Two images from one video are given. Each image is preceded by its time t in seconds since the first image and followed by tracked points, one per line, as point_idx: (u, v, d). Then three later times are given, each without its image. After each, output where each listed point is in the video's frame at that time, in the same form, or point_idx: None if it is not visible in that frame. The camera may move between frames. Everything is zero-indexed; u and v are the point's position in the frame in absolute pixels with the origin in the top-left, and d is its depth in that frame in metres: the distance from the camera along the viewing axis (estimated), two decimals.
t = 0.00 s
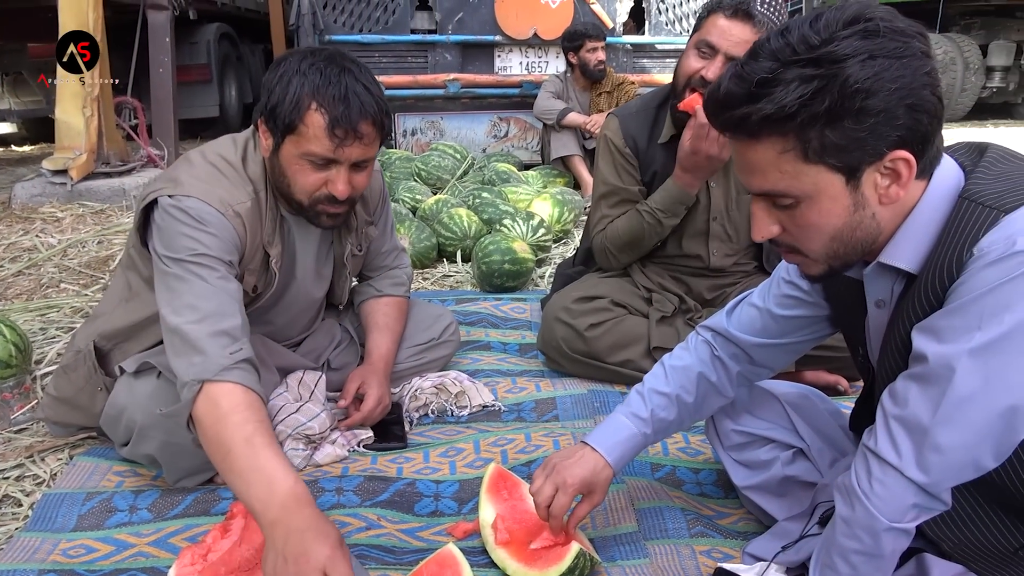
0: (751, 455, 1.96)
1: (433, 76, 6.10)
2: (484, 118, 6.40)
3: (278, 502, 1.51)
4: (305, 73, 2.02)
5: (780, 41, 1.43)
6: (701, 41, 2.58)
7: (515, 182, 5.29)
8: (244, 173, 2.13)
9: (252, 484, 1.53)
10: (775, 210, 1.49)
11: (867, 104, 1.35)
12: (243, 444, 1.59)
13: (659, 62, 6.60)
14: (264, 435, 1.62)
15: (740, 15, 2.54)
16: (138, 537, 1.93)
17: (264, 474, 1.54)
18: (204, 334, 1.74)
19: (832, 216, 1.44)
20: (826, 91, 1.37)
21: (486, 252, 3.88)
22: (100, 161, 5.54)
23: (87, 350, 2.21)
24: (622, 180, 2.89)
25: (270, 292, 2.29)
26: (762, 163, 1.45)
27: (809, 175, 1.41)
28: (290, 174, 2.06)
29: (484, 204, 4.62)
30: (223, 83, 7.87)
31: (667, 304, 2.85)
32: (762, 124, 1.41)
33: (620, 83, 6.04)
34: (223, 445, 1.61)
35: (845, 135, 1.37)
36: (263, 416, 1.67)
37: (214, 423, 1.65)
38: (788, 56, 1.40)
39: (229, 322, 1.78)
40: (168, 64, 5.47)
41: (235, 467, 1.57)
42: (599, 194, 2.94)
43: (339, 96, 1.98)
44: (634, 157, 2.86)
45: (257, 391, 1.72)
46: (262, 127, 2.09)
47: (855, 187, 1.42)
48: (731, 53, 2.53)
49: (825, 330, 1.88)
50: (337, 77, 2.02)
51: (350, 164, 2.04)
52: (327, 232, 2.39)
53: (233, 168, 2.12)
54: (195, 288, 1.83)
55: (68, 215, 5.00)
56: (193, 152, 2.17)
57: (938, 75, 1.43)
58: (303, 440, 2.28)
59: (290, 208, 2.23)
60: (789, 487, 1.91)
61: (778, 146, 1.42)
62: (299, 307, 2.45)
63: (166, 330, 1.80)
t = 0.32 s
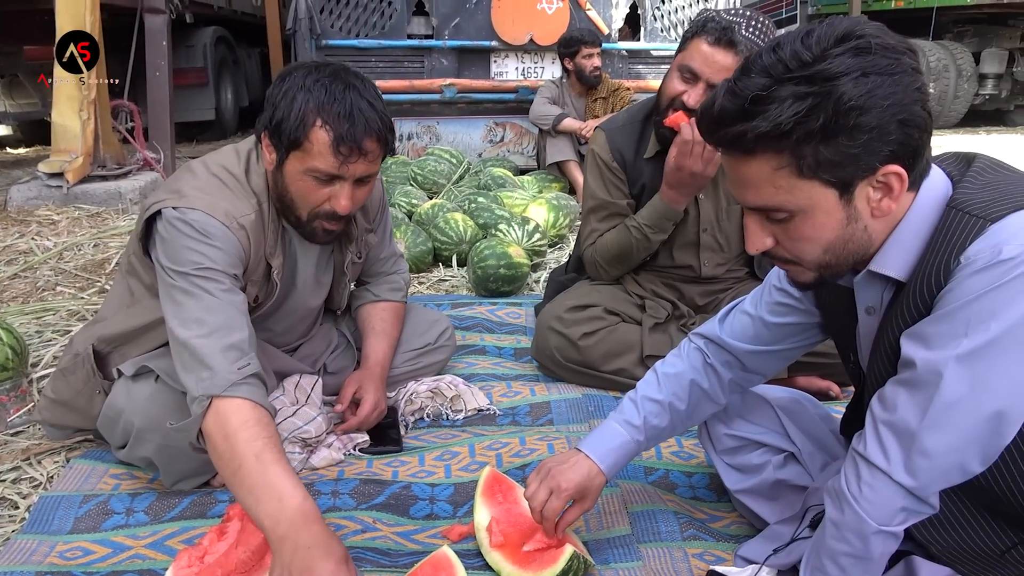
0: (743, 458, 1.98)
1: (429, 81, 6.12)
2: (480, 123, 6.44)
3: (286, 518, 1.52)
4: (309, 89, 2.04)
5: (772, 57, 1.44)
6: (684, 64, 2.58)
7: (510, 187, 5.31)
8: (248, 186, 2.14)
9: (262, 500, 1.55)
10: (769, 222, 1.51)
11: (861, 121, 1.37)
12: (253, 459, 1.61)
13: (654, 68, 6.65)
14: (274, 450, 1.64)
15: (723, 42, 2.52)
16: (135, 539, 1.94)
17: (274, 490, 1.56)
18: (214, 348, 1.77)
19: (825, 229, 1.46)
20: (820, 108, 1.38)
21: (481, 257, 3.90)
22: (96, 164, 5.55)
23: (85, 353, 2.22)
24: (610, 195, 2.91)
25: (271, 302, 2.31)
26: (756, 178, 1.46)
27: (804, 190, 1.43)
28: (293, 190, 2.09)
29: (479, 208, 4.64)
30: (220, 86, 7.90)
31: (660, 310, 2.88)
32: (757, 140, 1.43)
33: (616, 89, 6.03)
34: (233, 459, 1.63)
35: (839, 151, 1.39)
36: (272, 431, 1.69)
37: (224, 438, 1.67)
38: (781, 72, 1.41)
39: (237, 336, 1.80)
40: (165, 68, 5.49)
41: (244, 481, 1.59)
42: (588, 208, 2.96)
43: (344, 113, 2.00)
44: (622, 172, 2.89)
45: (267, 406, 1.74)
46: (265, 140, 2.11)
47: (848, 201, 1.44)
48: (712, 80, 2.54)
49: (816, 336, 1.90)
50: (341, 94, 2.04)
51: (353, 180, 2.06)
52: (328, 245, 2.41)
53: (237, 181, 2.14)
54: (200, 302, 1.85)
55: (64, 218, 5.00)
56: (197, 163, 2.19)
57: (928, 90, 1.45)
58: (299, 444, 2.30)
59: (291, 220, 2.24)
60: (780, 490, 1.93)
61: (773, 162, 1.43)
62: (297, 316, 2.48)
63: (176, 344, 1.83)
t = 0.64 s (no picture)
0: (732, 461, 2.02)
1: (425, 86, 6.19)
2: (474, 128, 6.48)
3: (271, 521, 1.54)
4: (307, 97, 2.07)
5: (762, 69, 1.48)
6: (664, 81, 2.63)
7: (504, 192, 5.35)
8: (245, 190, 2.17)
9: (251, 502, 1.57)
10: (758, 231, 1.54)
11: (848, 134, 1.41)
12: (240, 462, 1.64)
13: (648, 75, 6.71)
14: (261, 454, 1.66)
15: (701, 58, 2.56)
16: (132, 539, 1.96)
17: (260, 493, 1.58)
18: (205, 353, 1.80)
19: (812, 238, 1.50)
20: (809, 121, 1.42)
21: (475, 261, 3.93)
22: (91, 166, 5.56)
23: (83, 355, 2.24)
24: (596, 206, 2.96)
25: (268, 304, 2.34)
26: (746, 188, 1.50)
27: (792, 201, 1.47)
28: (291, 195, 2.11)
29: (473, 213, 4.68)
30: (214, 89, 7.91)
31: (652, 315, 2.91)
32: (747, 151, 1.46)
33: (609, 96, 6.11)
34: (223, 462, 1.66)
35: (827, 163, 1.42)
36: (260, 434, 1.73)
37: (214, 443, 1.71)
38: (771, 85, 1.45)
39: (230, 341, 1.83)
40: (161, 71, 5.50)
41: (232, 483, 1.62)
42: (574, 220, 3.02)
43: (341, 121, 2.02)
44: (607, 183, 2.92)
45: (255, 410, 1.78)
46: (263, 145, 2.13)
47: (835, 211, 1.48)
48: (693, 95, 2.59)
49: (805, 341, 1.94)
50: (338, 102, 2.07)
51: (351, 186, 2.09)
52: (324, 248, 2.44)
53: (235, 185, 2.17)
54: (196, 305, 1.87)
55: (59, 220, 5.01)
56: (195, 168, 2.22)
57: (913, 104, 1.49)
58: (294, 445, 2.33)
59: (288, 224, 2.27)
60: (768, 492, 1.97)
61: (763, 173, 1.47)
62: (292, 319, 2.50)
63: (168, 347, 1.85)
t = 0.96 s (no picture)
0: (723, 464, 2.06)
1: (422, 91, 6.23)
2: (471, 133, 6.53)
3: (258, 513, 1.56)
4: (308, 102, 2.10)
5: (753, 83, 1.52)
6: (648, 94, 2.71)
7: (501, 198, 5.38)
8: (245, 194, 2.20)
9: (240, 497, 1.60)
10: (750, 240, 1.58)
11: (837, 149, 1.45)
12: (229, 458, 1.67)
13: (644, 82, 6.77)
14: (250, 449, 1.69)
15: (678, 67, 2.63)
16: (132, 538, 1.98)
17: (249, 486, 1.60)
18: (199, 353, 1.83)
19: (802, 248, 1.54)
20: (799, 136, 1.46)
21: (472, 266, 3.97)
22: (88, 169, 5.58)
23: (83, 356, 2.26)
24: (587, 213, 2.97)
25: (267, 305, 2.37)
26: (738, 200, 1.54)
27: (783, 212, 1.51)
28: (291, 199, 2.15)
29: (469, 218, 4.72)
30: (211, 93, 7.93)
31: (648, 321, 2.95)
32: (738, 164, 1.50)
33: (606, 102, 6.13)
34: (214, 459, 1.69)
35: (816, 177, 1.46)
36: (250, 431, 1.76)
37: (205, 439, 1.73)
38: (762, 100, 1.49)
39: (223, 341, 1.86)
40: (159, 74, 5.54)
41: (223, 479, 1.64)
42: (560, 225, 3.03)
43: (341, 126, 2.06)
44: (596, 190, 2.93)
45: (248, 409, 1.81)
46: (264, 149, 2.16)
47: (823, 222, 1.52)
48: (677, 103, 2.67)
49: (796, 347, 1.98)
50: (338, 108, 2.10)
51: (349, 190, 2.13)
52: (322, 251, 2.47)
53: (235, 188, 2.20)
54: (194, 306, 1.90)
55: (57, 222, 5.03)
56: (196, 171, 2.25)
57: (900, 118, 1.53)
58: (292, 446, 2.35)
59: (287, 227, 2.30)
60: (759, 495, 2.00)
61: (754, 186, 1.51)
62: (290, 322, 2.53)
63: (163, 349, 1.88)
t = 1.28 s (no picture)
0: (718, 470, 2.09)
1: (422, 99, 6.28)
2: (469, 142, 6.57)
3: (255, 520, 1.58)
4: (311, 110, 2.14)
5: (749, 101, 1.55)
6: (625, 113, 2.77)
7: (499, 206, 5.42)
8: (248, 200, 2.23)
9: (238, 504, 1.62)
10: (745, 254, 1.62)
11: (831, 167, 1.48)
12: (227, 465, 1.69)
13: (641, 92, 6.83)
14: (247, 454, 1.71)
15: (649, 82, 2.71)
16: (133, 540, 2.00)
17: (246, 493, 1.63)
18: (201, 358, 1.85)
19: (797, 262, 1.58)
20: (795, 155, 1.49)
21: (470, 273, 4.01)
22: (87, 174, 5.60)
23: (85, 360, 2.28)
24: (576, 229, 2.96)
25: (268, 310, 2.40)
26: (734, 216, 1.58)
27: (778, 228, 1.54)
28: (293, 206, 2.18)
29: (467, 226, 4.75)
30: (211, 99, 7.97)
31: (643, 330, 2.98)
32: (734, 182, 1.54)
33: (604, 111, 6.16)
34: (212, 465, 1.71)
35: (811, 195, 1.50)
36: (248, 435, 1.78)
37: (204, 444, 1.76)
38: (757, 118, 1.53)
39: (223, 347, 1.89)
40: (160, 80, 5.57)
41: (222, 485, 1.67)
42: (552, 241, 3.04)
43: (344, 134, 2.09)
44: (586, 205, 2.94)
45: (247, 415, 1.83)
46: (267, 157, 2.20)
47: (817, 237, 1.56)
48: (654, 117, 2.73)
49: (789, 356, 2.01)
50: (341, 115, 2.14)
51: (351, 197, 2.16)
52: (323, 257, 2.50)
53: (238, 195, 2.23)
54: (197, 311, 1.93)
55: (56, 227, 5.05)
56: (198, 177, 2.28)
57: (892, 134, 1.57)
58: (292, 450, 2.37)
59: (289, 233, 2.33)
60: (753, 500, 2.03)
61: (750, 203, 1.55)
62: (290, 327, 2.56)
63: (165, 354, 1.90)
